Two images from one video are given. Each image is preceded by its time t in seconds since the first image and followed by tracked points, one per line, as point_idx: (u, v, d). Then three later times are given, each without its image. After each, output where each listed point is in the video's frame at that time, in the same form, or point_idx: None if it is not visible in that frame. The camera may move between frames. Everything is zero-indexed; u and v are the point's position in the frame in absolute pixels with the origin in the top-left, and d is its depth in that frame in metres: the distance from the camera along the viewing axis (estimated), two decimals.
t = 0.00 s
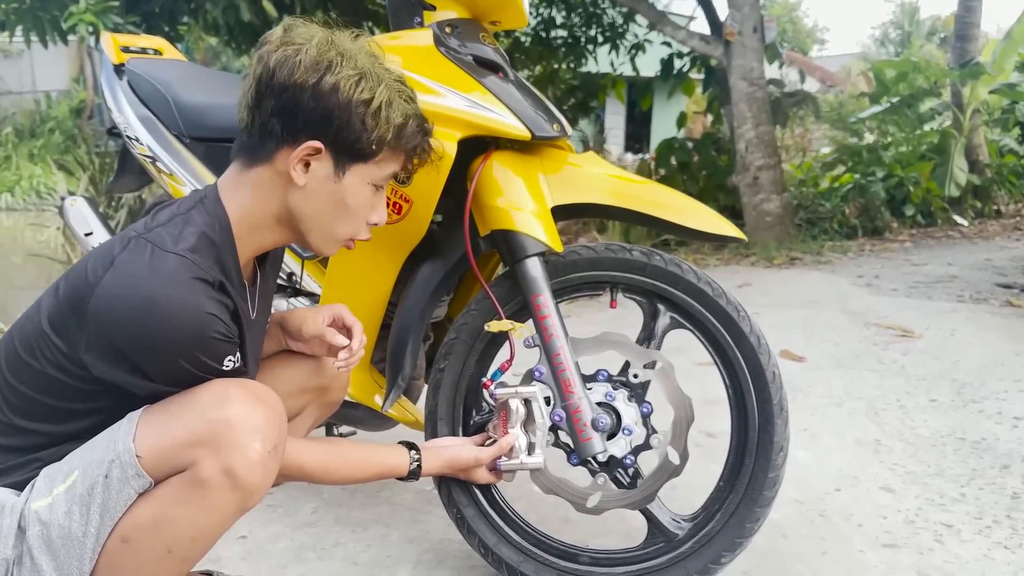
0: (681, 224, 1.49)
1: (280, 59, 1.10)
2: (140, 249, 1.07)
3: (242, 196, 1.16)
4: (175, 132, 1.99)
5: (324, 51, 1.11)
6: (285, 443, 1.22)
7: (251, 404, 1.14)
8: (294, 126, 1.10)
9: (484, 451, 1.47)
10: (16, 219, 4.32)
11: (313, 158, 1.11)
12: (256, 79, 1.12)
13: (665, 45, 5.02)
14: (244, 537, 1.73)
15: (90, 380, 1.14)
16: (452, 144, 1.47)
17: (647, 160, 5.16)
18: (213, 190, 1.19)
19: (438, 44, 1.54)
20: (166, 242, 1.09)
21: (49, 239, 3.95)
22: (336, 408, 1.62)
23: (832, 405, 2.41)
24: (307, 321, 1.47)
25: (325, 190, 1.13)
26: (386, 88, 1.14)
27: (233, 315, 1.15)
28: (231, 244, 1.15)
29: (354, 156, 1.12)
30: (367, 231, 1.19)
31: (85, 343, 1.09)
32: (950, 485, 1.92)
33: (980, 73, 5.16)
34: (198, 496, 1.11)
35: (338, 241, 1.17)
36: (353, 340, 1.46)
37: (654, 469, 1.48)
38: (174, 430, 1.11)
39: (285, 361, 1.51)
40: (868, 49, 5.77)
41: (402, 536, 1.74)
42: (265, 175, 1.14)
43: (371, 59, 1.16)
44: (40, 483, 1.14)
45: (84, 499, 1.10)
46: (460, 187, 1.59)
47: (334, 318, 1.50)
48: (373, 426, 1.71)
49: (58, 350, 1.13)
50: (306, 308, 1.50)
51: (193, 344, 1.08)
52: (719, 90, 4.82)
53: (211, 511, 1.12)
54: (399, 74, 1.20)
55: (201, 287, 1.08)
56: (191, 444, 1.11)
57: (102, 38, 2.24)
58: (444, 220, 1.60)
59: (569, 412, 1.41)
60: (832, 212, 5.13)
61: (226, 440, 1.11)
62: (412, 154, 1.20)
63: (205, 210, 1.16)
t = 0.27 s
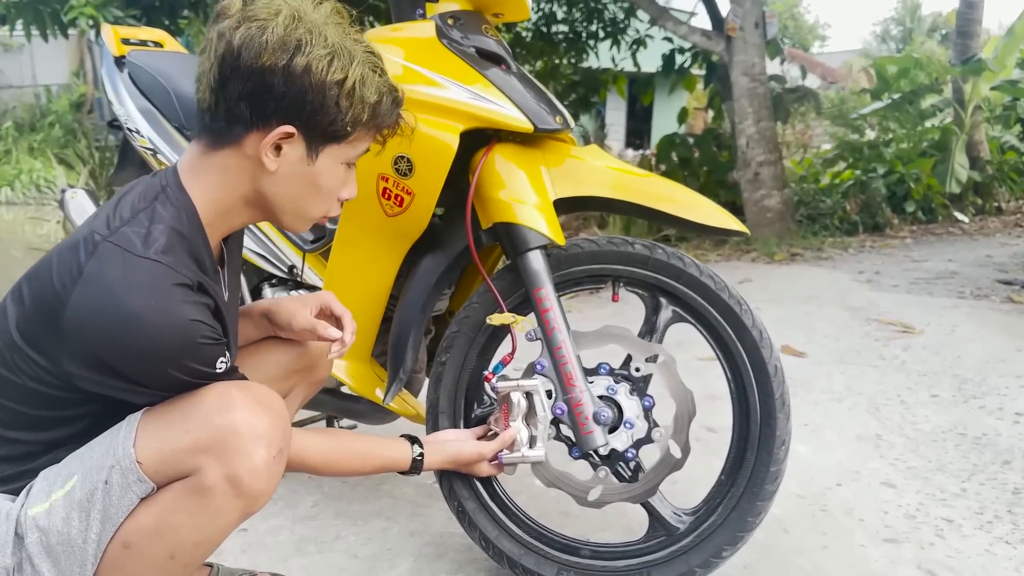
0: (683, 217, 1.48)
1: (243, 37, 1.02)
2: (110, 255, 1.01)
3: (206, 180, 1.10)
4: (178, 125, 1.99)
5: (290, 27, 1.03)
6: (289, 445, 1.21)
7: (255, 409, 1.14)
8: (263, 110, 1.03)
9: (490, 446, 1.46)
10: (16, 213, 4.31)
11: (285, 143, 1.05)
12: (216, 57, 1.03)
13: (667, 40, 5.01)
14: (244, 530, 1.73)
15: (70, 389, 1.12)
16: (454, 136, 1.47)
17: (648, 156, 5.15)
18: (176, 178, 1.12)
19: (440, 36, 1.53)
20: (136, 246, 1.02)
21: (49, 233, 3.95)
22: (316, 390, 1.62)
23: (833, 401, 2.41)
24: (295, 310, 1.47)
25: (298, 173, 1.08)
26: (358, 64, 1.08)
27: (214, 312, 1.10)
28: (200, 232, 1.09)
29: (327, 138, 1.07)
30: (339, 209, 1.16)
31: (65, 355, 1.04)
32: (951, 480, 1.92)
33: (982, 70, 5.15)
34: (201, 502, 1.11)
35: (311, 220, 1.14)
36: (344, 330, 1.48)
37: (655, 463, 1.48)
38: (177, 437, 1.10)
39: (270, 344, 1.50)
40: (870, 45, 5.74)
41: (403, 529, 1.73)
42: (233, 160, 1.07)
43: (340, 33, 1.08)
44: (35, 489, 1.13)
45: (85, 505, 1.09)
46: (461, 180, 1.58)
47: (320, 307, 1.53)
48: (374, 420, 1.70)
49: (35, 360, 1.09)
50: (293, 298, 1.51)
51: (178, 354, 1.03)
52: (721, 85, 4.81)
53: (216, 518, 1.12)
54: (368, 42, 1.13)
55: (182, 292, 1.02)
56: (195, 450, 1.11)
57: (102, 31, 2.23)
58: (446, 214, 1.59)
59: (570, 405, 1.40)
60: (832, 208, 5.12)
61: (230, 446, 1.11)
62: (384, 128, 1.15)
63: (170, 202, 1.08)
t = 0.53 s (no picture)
0: (685, 214, 1.48)
1: (189, 19, 0.97)
2: (49, 256, 0.97)
3: (158, 170, 1.07)
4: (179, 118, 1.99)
5: (241, 8, 0.99)
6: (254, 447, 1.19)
7: (212, 413, 1.11)
8: (214, 99, 0.99)
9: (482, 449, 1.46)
10: (15, 205, 4.31)
11: (240, 132, 1.02)
12: (161, 41, 0.99)
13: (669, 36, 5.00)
14: (243, 524, 1.73)
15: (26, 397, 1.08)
16: (456, 132, 1.46)
17: (649, 152, 5.14)
18: (125, 170, 1.08)
19: (442, 31, 1.53)
20: (76, 243, 0.99)
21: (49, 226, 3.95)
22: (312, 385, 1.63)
23: (833, 398, 2.41)
24: (286, 321, 1.47)
25: (254, 161, 1.05)
26: (317, 46, 1.04)
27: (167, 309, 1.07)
28: (152, 227, 1.05)
29: (284, 126, 1.04)
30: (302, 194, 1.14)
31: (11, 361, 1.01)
32: (950, 478, 1.93)
33: (983, 67, 5.14)
34: (161, 514, 1.10)
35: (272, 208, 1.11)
36: (330, 348, 1.46)
37: (655, 460, 1.48)
38: (132, 448, 1.08)
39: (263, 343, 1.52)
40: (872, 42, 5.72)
41: (403, 524, 1.74)
42: (186, 150, 1.04)
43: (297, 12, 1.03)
44: (5, 497, 1.14)
45: (42, 517, 1.10)
46: (463, 176, 1.58)
47: (308, 319, 1.52)
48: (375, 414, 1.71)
49: None
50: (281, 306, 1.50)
51: (124, 356, 0.99)
52: (722, 81, 4.80)
53: (177, 529, 1.11)
54: (328, 19, 1.09)
55: (125, 291, 0.98)
56: (151, 461, 1.09)
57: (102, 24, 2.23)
58: (447, 209, 1.59)
59: (571, 402, 1.40)
60: (833, 205, 5.12)
61: (187, 456, 1.09)
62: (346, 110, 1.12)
63: (116, 194, 1.05)
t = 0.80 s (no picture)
0: (689, 210, 1.48)
1: (202, 16, 0.97)
2: (38, 252, 0.97)
3: (156, 163, 1.06)
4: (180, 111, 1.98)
5: (256, 10, 0.98)
6: (251, 445, 1.19)
7: (207, 413, 1.10)
8: (221, 99, 0.99)
9: (477, 445, 1.45)
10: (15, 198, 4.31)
11: (244, 134, 1.02)
12: (169, 36, 0.98)
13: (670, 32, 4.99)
14: (245, 518, 1.73)
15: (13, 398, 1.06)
16: (461, 125, 1.46)
17: (651, 148, 5.14)
18: (119, 163, 1.07)
19: (447, 24, 1.52)
20: (66, 240, 0.98)
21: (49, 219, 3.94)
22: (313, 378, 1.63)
23: (834, 394, 2.41)
24: (284, 313, 1.47)
25: (257, 163, 1.05)
26: (330, 53, 1.04)
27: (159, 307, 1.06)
28: (145, 223, 1.05)
29: (290, 131, 1.03)
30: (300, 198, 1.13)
31: None
32: (952, 475, 1.93)
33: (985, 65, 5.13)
34: (159, 515, 1.10)
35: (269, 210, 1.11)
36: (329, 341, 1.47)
37: (658, 455, 1.48)
38: (127, 449, 1.08)
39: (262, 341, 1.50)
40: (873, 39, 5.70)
41: (405, 518, 1.74)
42: (186, 146, 1.03)
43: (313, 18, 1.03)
44: None
45: (38, 520, 1.09)
46: (467, 170, 1.57)
47: (307, 311, 1.52)
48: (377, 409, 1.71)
49: None
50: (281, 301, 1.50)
51: (113, 355, 0.98)
52: (723, 78, 4.79)
53: (176, 529, 1.11)
54: (341, 25, 1.09)
55: (116, 289, 0.98)
56: (146, 463, 1.08)
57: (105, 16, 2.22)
58: (451, 204, 1.59)
59: (575, 397, 1.40)
60: (834, 203, 5.12)
61: (183, 458, 1.09)
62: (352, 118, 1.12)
63: (109, 188, 1.04)
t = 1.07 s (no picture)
0: (693, 206, 1.48)
1: (225, 20, 0.96)
2: (52, 246, 0.97)
3: (171, 163, 1.06)
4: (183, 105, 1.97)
5: (279, 14, 0.98)
6: (260, 444, 1.18)
7: (218, 411, 1.10)
8: (237, 103, 0.99)
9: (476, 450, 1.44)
10: (17, 192, 4.31)
11: (260, 139, 1.02)
12: (191, 37, 0.98)
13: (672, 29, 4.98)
14: (248, 512, 1.73)
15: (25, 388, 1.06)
16: (466, 120, 1.46)
17: (652, 145, 5.14)
18: (134, 160, 1.08)
19: (452, 19, 1.52)
20: (81, 234, 0.99)
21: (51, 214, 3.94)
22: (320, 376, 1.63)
23: (836, 392, 2.41)
24: (295, 314, 1.46)
25: (273, 167, 1.04)
26: (351, 61, 1.03)
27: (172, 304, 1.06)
28: (161, 221, 1.05)
29: (306, 136, 1.03)
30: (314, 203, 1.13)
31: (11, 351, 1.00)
32: (954, 473, 1.93)
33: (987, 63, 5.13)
34: (168, 512, 1.10)
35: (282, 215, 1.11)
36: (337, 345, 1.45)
37: (661, 451, 1.48)
38: (136, 446, 1.08)
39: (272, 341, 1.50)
40: (875, 37, 5.69)
41: (407, 513, 1.74)
42: (202, 147, 1.03)
43: (336, 26, 1.02)
44: (5, 492, 1.11)
45: (46, 515, 1.08)
46: (471, 165, 1.57)
47: (318, 312, 1.51)
48: (379, 404, 1.71)
49: None
50: (292, 300, 1.49)
51: (126, 350, 0.98)
52: (725, 75, 4.79)
53: (184, 526, 1.11)
54: (363, 31, 1.08)
55: (131, 286, 0.98)
56: (155, 460, 1.08)
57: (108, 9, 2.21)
58: (454, 198, 1.59)
59: (578, 392, 1.40)
60: (835, 200, 5.13)
61: (193, 455, 1.09)
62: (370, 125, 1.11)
63: (124, 184, 1.04)
